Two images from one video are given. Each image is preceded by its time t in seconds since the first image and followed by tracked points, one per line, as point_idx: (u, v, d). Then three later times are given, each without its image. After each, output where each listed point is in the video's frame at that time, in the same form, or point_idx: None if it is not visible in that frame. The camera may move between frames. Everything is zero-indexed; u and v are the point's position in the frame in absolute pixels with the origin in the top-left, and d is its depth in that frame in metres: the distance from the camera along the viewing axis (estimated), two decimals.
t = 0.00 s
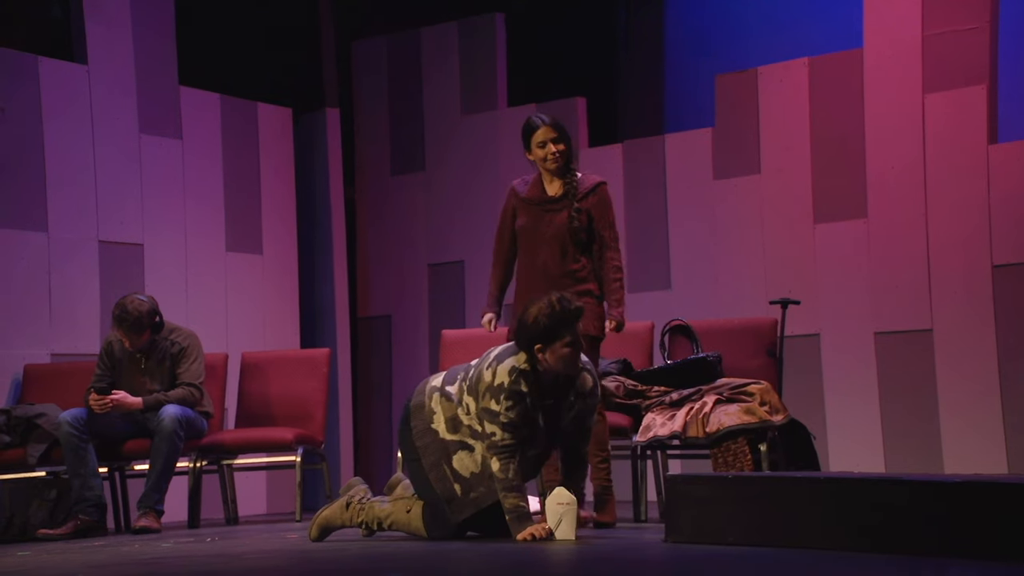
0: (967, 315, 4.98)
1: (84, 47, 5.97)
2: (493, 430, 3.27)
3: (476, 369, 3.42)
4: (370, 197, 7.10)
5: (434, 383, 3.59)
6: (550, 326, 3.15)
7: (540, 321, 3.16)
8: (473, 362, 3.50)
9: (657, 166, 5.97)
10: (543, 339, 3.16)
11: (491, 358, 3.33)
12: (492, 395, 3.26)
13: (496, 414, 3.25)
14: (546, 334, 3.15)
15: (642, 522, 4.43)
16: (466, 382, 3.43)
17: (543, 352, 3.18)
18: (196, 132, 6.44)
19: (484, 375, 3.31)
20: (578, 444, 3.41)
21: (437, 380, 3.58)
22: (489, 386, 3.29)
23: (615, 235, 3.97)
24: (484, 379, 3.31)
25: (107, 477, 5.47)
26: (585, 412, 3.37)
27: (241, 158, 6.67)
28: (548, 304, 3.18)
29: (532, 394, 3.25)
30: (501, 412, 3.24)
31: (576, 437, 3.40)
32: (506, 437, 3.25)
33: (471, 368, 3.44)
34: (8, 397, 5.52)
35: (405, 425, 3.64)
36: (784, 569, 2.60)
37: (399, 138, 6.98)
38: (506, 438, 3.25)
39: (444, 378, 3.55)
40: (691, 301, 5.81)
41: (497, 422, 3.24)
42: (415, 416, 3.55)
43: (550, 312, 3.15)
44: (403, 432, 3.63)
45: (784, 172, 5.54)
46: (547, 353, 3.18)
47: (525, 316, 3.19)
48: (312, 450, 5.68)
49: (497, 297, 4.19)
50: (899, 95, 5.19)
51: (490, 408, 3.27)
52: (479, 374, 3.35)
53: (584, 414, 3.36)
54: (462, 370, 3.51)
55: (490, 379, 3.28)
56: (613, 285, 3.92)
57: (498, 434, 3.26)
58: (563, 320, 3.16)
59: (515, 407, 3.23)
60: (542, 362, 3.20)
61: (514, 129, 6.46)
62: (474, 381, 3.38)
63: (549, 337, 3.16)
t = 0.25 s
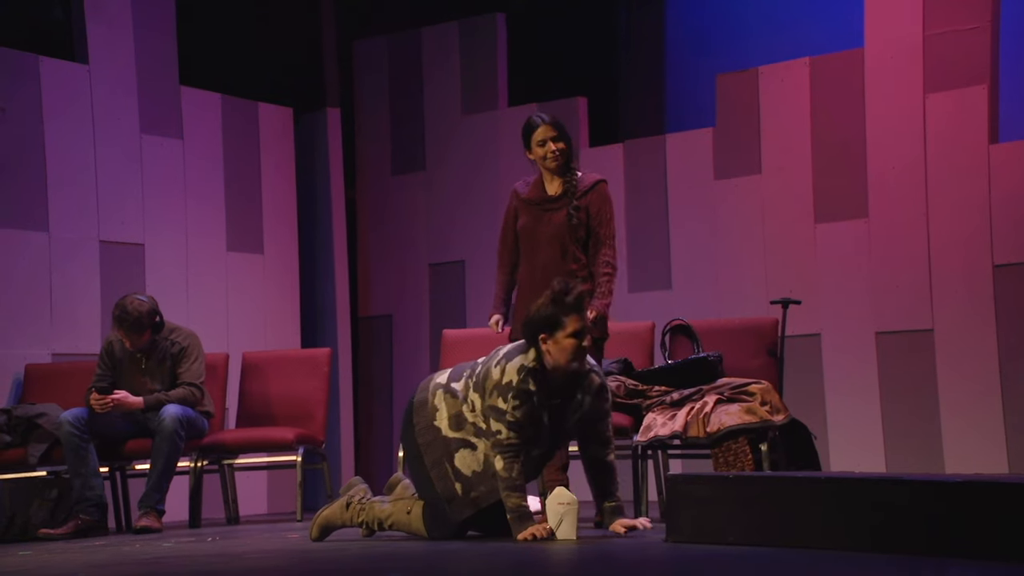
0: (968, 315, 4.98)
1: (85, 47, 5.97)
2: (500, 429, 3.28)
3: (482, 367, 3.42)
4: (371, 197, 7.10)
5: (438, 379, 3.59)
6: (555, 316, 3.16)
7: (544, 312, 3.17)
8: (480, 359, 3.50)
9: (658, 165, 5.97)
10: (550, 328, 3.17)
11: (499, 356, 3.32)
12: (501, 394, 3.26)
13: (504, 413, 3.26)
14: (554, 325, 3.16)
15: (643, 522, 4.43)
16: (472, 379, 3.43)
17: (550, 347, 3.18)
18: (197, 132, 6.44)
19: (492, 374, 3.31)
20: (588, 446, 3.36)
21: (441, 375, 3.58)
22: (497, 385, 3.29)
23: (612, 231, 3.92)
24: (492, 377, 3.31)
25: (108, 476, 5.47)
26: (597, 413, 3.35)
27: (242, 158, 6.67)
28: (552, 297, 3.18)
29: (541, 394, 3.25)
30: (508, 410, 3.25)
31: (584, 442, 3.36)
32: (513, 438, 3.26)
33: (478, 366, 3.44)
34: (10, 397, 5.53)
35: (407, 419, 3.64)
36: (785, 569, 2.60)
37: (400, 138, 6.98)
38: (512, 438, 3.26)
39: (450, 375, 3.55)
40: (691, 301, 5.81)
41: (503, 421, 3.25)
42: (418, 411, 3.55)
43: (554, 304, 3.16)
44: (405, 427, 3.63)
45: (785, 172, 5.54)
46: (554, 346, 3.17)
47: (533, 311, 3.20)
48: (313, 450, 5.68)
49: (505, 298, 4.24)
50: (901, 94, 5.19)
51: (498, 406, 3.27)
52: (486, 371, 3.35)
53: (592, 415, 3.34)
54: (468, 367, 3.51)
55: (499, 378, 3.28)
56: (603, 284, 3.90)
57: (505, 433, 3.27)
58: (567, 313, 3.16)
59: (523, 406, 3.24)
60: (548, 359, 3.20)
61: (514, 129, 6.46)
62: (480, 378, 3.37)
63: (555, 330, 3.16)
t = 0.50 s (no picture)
0: (970, 313, 4.97)
1: (86, 43, 5.97)
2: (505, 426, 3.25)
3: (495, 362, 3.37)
4: (372, 194, 7.10)
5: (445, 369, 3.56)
6: (595, 320, 3.08)
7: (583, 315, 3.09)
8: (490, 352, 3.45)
9: (659, 162, 5.97)
10: (584, 330, 3.08)
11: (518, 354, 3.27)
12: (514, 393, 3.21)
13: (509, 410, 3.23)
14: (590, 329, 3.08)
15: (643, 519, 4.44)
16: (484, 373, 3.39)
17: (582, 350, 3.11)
18: (198, 129, 6.44)
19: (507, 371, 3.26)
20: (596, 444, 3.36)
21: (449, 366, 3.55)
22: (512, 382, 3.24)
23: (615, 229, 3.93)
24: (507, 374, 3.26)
25: (109, 473, 5.48)
26: (603, 411, 3.35)
27: (244, 155, 6.67)
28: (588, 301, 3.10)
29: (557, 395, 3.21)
30: (519, 409, 3.21)
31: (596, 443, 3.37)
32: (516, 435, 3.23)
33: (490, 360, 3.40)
34: (11, 393, 5.54)
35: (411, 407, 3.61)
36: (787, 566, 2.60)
37: (401, 135, 6.98)
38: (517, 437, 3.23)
39: (457, 367, 3.52)
40: (692, 298, 5.82)
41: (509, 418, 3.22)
42: (424, 402, 3.52)
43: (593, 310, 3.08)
44: (408, 415, 3.60)
45: (786, 169, 5.54)
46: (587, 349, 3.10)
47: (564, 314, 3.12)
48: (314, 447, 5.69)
49: (508, 297, 4.19)
50: (903, 91, 5.19)
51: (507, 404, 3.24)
52: (502, 367, 3.30)
53: (600, 412, 3.34)
54: (477, 360, 3.47)
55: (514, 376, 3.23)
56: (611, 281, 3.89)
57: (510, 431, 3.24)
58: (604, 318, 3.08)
59: (536, 408, 3.20)
60: (573, 362, 3.14)
61: (516, 127, 6.46)
62: (493, 374, 3.33)
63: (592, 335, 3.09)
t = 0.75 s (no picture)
0: (974, 308, 4.97)
1: (90, 38, 5.97)
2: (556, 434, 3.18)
3: (518, 361, 3.31)
4: (375, 189, 7.10)
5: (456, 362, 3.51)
6: (639, 335, 2.91)
7: (628, 329, 2.91)
8: (508, 348, 3.40)
9: (663, 157, 5.96)
10: (628, 344, 2.92)
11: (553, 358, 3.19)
12: (557, 399, 3.15)
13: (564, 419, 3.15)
14: (638, 341, 2.91)
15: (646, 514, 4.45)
16: (504, 372, 3.34)
17: (626, 363, 2.94)
18: (202, 123, 6.45)
19: (544, 376, 3.20)
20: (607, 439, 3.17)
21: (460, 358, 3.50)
22: (549, 387, 3.19)
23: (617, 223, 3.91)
24: (546, 379, 3.19)
25: (114, 467, 5.49)
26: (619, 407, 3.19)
27: (247, 150, 6.68)
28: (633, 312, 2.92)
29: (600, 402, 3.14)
30: (575, 415, 3.13)
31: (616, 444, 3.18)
32: (576, 444, 3.14)
33: (511, 358, 3.34)
34: (17, 387, 5.55)
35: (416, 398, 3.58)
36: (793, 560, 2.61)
37: (405, 130, 6.98)
38: (572, 446, 3.15)
39: (468, 361, 3.47)
40: (696, 294, 5.82)
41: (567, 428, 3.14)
42: (436, 396, 3.48)
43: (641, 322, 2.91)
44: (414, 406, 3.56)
45: (790, 165, 5.53)
46: (627, 363, 2.94)
47: (601, 324, 2.95)
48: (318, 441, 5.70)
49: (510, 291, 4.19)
50: (908, 86, 5.18)
51: (556, 412, 3.16)
52: (542, 373, 3.21)
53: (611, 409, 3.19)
54: (493, 355, 3.42)
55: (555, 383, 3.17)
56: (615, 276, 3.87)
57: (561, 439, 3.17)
58: (647, 334, 2.91)
59: (592, 411, 3.14)
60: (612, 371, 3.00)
61: (519, 122, 6.46)
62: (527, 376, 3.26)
63: (634, 349, 2.92)
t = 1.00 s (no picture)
0: (992, 307, 4.96)
1: (108, 39, 6.01)
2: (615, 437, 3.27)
3: (564, 364, 3.37)
4: (391, 189, 7.12)
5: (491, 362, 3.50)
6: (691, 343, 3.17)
7: (679, 338, 3.16)
8: (548, 351, 3.43)
9: (679, 156, 5.96)
10: (678, 352, 3.18)
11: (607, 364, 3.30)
12: (617, 403, 3.25)
13: (626, 424, 3.24)
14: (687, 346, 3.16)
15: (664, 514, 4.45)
16: (548, 375, 3.37)
17: (671, 366, 3.19)
18: (218, 123, 6.48)
19: (598, 381, 3.29)
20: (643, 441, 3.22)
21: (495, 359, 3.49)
22: (605, 392, 3.28)
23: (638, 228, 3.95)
24: (601, 384, 3.29)
25: (132, 466, 5.52)
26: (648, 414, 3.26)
27: (263, 150, 6.70)
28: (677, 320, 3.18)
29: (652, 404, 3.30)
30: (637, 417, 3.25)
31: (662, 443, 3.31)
32: (639, 448, 3.23)
33: (555, 362, 3.38)
34: (36, 387, 5.59)
35: (444, 397, 3.53)
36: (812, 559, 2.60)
37: (420, 129, 6.99)
38: (634, 449, 3.24)
39: (503, 361, 3.46)
40: (712, 293, 5.82)
41: (631, 433, 3.23)
42: (471, 397, 3.45)
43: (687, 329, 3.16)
44: (444, 405, 3.52)
45: (807, 164, 5.53)
46: (674, 368, 3.20)
47: (647, 336, 3.19)
48: (334, 441, 5.72)
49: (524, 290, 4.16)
50: (924, 84, 5.17)
51: (619, 417, 3.25)
52: (596, 378, 3.29)
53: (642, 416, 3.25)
54: (532, 356, 3.44)
55: (613, 388, 3.27)
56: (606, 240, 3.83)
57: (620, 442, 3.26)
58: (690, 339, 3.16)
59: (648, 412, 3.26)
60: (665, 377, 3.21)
61: (534, 121, 6.47)
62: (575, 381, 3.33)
63: (677, 353, 3.19)
